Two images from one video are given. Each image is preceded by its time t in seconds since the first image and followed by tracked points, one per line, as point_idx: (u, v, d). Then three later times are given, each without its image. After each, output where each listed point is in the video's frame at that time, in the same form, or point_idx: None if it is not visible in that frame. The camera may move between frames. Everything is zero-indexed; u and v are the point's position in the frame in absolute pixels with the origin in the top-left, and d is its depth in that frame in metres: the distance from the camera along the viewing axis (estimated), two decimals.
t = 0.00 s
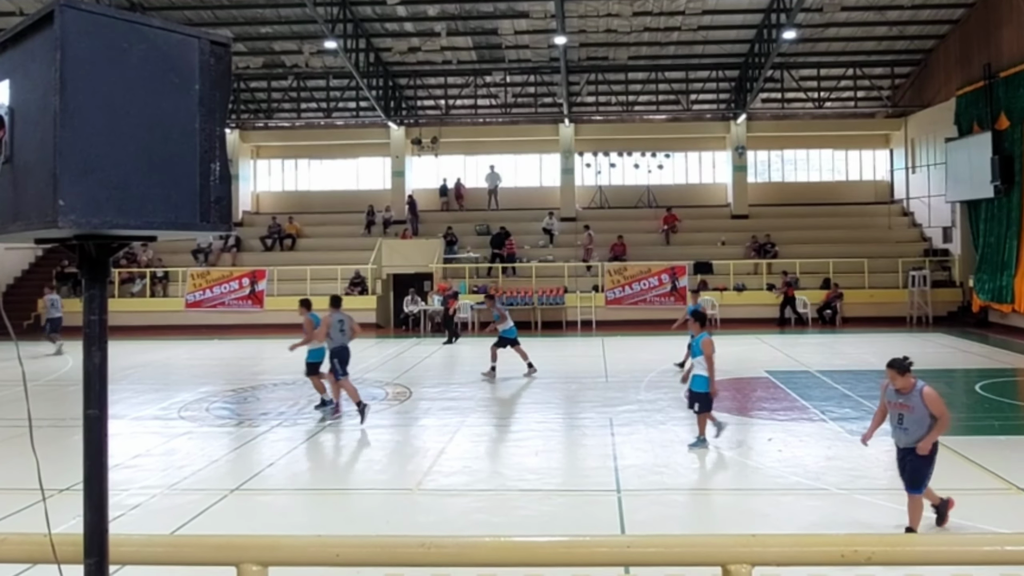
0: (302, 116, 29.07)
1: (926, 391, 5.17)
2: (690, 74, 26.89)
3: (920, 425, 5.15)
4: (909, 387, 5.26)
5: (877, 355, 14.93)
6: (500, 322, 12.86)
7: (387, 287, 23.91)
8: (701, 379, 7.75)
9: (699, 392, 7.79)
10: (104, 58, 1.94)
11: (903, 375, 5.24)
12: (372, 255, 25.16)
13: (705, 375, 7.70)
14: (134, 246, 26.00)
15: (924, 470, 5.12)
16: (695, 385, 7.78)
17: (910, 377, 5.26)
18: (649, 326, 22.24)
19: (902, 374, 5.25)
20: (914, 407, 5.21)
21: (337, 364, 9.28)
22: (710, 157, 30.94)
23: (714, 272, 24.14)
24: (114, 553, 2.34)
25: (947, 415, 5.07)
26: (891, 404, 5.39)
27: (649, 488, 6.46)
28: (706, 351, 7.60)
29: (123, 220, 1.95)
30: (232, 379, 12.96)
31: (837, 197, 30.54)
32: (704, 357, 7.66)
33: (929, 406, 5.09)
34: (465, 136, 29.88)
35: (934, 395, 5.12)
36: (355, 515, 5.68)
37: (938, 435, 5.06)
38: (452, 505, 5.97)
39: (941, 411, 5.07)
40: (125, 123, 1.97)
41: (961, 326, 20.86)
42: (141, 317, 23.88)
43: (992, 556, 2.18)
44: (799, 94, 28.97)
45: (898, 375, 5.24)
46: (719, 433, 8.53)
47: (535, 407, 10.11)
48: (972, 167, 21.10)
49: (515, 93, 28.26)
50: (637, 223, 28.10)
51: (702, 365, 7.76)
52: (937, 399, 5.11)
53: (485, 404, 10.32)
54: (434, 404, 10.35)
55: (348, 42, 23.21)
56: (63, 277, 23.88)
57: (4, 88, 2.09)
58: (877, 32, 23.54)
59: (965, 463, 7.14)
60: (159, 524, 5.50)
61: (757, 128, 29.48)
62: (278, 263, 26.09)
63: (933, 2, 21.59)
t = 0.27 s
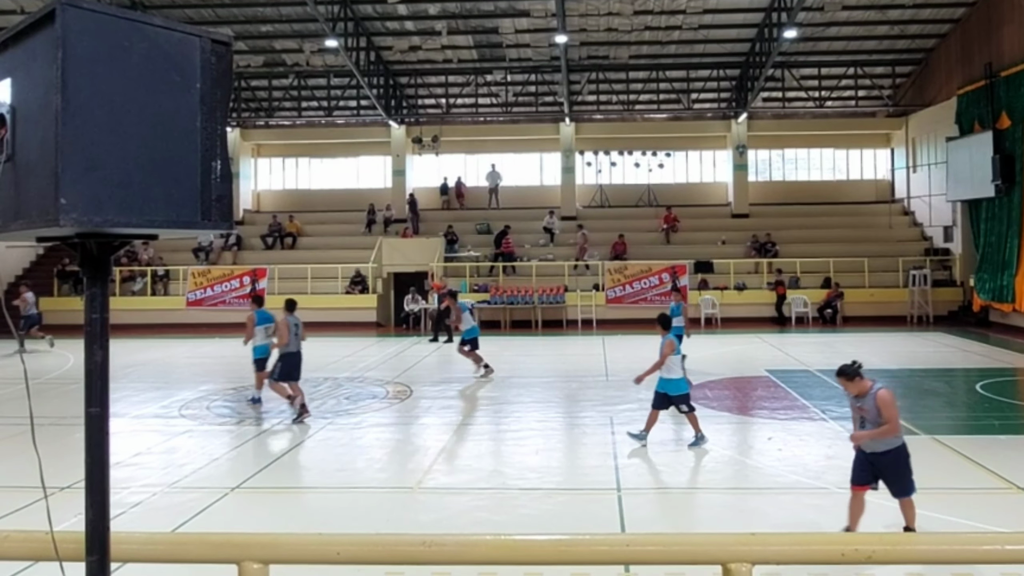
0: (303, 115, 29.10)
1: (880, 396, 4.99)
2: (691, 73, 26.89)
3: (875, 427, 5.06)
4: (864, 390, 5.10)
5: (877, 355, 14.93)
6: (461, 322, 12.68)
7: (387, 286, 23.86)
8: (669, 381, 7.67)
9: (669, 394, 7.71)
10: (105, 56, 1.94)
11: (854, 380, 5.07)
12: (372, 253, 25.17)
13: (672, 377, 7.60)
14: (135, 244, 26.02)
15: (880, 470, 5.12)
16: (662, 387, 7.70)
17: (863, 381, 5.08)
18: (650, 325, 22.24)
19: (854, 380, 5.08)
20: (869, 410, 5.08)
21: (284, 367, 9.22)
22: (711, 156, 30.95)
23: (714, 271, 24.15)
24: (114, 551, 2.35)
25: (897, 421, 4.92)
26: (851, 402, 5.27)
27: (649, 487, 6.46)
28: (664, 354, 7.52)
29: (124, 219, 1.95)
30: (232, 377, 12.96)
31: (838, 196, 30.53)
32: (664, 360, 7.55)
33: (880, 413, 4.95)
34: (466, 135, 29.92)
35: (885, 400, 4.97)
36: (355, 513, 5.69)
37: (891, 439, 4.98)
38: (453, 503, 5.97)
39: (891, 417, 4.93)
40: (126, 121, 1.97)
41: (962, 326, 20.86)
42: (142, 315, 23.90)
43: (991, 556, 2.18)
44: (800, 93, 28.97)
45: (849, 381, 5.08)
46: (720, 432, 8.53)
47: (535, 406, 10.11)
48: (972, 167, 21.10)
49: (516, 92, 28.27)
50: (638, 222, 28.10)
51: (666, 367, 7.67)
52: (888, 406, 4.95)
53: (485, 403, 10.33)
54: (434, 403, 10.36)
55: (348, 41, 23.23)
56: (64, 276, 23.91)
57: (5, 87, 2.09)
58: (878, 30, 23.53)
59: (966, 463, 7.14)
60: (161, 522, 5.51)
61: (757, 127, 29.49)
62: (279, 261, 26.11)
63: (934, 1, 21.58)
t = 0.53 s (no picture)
0: (302, 114, 29.08)
1: (815, 412, 4.82)
2: (690, 73, 26.88)
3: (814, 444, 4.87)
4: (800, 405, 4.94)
5: (876, 355, 14.94)
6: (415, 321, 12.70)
7: (387, 285, 23.82)
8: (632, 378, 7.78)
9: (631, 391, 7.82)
10: (103, 55, 1.95)
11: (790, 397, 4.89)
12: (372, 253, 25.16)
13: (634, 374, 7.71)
14: (134, 244, 26.00)
15: (822, 487, 4.91)
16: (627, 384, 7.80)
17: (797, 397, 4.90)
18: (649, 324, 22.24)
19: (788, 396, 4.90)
20: (806, 427, 4.89)
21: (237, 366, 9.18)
22: (711, 156, 30.97)
23: (714, 271, 24.15)
24: (113, 550, 2.35)
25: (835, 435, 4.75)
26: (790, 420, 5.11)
27: (648, 487, 6.46)
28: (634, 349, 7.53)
29: (123, 218, 1.95)
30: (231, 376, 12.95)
31: (838, 196, 30.53)
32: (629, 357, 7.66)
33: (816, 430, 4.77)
34: (466, 135, 29.92)
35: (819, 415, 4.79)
36: (353, 513, 5.68)
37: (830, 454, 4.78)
38: (451, 503, 5.97)
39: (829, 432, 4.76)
40: (125, 121, 1.97)
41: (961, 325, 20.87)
42: (141, 315, 23.89)
43: (987, 556, 2.19)
44: (800, 93, 28.98)
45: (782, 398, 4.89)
46: (719, 431, 8.53)
47: (535, 406, 10.11)
48: (972, 167, 21.10)
49: (515, 92, 28.27)
50: (637, 222, 28.11)
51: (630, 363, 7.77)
52: (825, 422, 4.78)
53: (484, 402, 10.33)
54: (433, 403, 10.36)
55: (348, 40, 23.23)
56: (64, 275, 23.90)
57: (4, 86, 2.09)
58: (878, 31, 23.54)
59: (964, 463, 7.14)
60: (159, 521, 5.51)
61: (757, 127, 29.50)
62: (278, 260, 26.10)
63: (933, 1, 21.59)
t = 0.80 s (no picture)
0: (296, 113, 29.01)
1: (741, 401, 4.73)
2: (685, 73, 26.91)
3: (740, 436, 4.72)
4: (723, 397, 4.83)
5: (869, 355, 14.99)
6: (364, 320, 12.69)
7: (381, 285, 23.78)
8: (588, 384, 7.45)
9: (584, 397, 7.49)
10: (96, 52, 1.94)
11: (716, 387, 4.75)
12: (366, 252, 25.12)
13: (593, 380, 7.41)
14: (127, 243, 25.90)
15: (748, 480, 4.73)
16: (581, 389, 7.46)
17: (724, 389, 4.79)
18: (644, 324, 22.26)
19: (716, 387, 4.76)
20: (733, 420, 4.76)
21: (196, 356, 9.69)
22: (705, 156, 31.02)
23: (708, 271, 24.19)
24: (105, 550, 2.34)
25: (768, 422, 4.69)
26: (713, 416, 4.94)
27: (642, 487, 6.47)
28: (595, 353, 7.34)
29: (116, 217, 1.94)
30: (225, 376, 12.91)
31: (832, 197, 30.60)
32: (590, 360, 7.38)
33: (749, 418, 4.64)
34: (461, 134, 29.90)
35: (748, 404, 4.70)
36: (347, 513, 5.67)
37: (760, 445, 4.67)
38: (446, 503, 5.96)
39: (761, 418, 4.67)
40: (118, 119, 1.97)
41: (954, 326, 20.96)
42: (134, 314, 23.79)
43: (979, 555, 2.20)
44: (794, 94, 29.04)
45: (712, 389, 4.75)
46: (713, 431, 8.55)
47: (529, 406, 10.11)
48: (965, 168, 21.18)
49: (510, 92, 28.25)
50: (632, 222, 28.13)
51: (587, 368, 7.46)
52: (757, 410, 4.68)
53: (479, 402, 10.33)
54: (428, 402, 10.35)
55: (342, 39, 23.17)
56: (56, 274, 23.79)
57: None
58: (872, 32, 23.60)
59: (957, 463, 7.17)
60: (152, 521, 5.49)
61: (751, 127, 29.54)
62: (272, 259, 26.03)
63: (928, 2, 21.66)
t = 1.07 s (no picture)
0: (283, 112, 28.86)
1: (627, 406, 4.78)
2: (674, 75, 27.00)
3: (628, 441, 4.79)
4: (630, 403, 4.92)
5: (854, 356, 15.08)
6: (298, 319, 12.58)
7: (369, 285, 23.69)
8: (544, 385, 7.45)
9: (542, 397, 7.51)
10: (79, 49, 1.91)
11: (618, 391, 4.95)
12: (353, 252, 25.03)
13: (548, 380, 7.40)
14: (111, 242, 25.67)
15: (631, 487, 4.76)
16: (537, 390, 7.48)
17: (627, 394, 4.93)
18: (631, 325, 22.31)
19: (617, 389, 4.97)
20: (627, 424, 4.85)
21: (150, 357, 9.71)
22: (693, 158, 31.13)
23: (696, 272, 24.27)
24: (87, 551, 2.32)
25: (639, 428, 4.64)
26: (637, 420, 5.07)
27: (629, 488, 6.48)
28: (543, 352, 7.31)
29: (100, 216, 1.92)
30: (210, 376, 12.81)
31: (819, 199, 30.79)
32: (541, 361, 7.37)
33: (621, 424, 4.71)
34: (449, 134, 29.86)
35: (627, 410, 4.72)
36: (333, 514, 5.63)
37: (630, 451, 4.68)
38: (433, 504, 5.95)
39: (631, 425, 4.68)
40: (102, 117, 1.94)
41: (938, 328, 21.13)
42: (118, 314, 23.59)
43: (963, 555, 2.21)
44: (782, 96, 29.19)
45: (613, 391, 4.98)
46: (699, 432, 8.58)
47: (516, 407, 10.10)
48: (950, 171, 21.36)
49: (499, 92, 28.24)
50: (620, 223, 28.18)
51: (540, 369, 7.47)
52: (631, 416, 4.70)
53: (466, 403, 10.31)
54: (415, 403, 10.32)
55: (330, 38, 23.09)
56: (39, 273, 23.54)
57: None
58: (859, 35, 23.76)
59: (942, 463, 7.23)
60: (135, 523, 5.43)
61: (739, 129, 29.67)
62: (259, 259, 25.89)
63: (914, 6, 21.84)
